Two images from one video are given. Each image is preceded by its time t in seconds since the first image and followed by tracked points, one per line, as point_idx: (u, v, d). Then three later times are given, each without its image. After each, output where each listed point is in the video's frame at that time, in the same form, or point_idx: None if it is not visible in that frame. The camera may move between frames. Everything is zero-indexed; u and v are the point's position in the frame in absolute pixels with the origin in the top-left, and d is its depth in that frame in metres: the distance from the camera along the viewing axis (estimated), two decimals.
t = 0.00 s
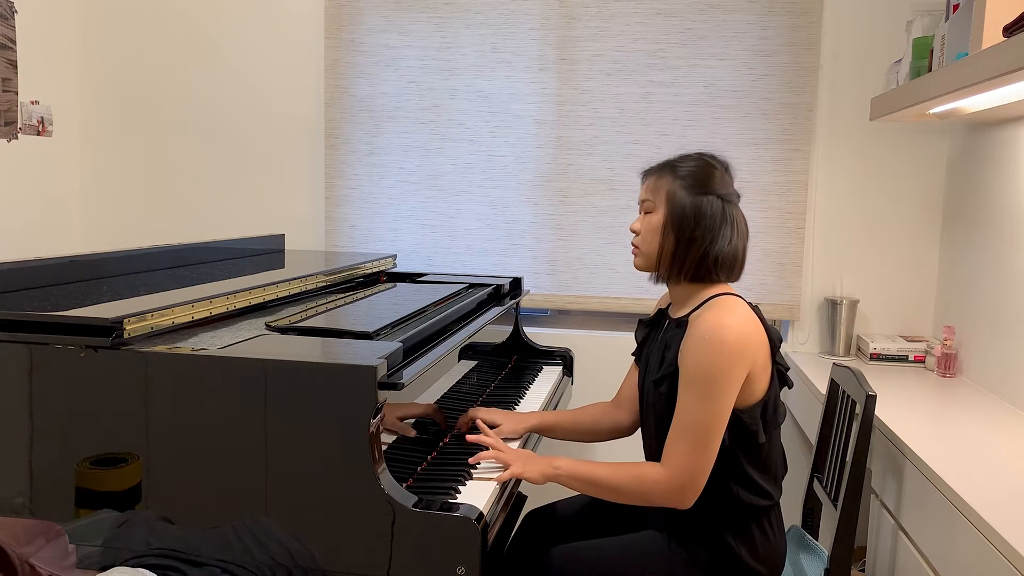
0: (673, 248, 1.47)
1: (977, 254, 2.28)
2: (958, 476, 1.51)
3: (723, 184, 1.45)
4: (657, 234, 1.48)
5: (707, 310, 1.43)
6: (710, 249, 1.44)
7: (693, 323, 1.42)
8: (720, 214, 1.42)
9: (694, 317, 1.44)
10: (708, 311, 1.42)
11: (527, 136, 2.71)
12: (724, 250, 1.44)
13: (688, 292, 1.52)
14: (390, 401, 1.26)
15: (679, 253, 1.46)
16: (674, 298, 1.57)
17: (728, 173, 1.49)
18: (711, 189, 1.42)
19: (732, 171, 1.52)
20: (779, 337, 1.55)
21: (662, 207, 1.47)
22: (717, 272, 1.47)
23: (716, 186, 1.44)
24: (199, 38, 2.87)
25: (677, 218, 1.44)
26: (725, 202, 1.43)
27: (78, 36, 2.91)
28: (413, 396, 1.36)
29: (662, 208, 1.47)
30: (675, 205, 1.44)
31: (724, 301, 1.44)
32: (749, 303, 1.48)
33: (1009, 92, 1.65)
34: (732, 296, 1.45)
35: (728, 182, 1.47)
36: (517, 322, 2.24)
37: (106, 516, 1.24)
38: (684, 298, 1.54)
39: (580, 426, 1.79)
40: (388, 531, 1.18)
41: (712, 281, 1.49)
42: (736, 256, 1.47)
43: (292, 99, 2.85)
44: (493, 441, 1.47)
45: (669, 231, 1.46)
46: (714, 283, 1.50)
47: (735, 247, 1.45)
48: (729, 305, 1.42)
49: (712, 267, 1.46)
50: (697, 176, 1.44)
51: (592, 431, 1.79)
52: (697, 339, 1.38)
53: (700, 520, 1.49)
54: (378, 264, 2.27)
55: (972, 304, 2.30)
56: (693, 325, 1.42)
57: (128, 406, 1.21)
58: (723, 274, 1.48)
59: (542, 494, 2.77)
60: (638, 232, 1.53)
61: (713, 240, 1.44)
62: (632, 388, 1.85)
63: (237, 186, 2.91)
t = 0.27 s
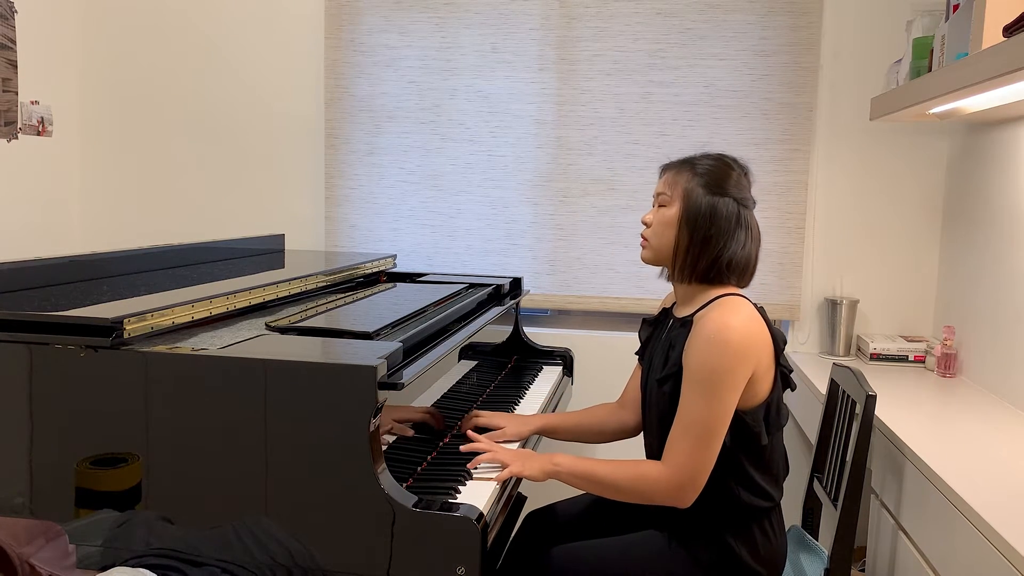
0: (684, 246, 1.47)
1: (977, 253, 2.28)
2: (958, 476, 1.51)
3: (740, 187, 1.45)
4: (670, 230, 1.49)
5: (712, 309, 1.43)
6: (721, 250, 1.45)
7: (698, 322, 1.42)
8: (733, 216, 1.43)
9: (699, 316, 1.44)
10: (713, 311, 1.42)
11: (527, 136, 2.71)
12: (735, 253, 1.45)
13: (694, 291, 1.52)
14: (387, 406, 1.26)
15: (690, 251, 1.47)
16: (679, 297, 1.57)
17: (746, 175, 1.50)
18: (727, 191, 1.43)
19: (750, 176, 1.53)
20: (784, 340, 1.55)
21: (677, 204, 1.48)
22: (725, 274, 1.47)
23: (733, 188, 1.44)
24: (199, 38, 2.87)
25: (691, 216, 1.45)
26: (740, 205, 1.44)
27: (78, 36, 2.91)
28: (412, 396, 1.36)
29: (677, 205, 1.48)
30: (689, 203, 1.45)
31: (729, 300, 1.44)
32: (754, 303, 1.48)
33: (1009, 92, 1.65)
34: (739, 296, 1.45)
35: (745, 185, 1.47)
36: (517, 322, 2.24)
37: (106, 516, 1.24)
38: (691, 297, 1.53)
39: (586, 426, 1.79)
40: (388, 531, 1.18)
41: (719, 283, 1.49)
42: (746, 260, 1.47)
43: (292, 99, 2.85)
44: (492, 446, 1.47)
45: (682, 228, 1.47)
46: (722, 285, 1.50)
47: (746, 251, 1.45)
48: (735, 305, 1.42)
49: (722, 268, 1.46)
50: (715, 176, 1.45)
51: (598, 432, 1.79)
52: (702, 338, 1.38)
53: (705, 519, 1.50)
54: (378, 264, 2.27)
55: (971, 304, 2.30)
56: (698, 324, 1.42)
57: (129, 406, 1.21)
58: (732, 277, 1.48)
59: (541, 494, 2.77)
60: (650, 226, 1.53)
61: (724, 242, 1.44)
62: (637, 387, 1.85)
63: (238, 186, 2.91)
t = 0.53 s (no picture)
0: (690, 244, 1.47)
1: (977, 253, 2.28)
2: (958, 476, 1.51)
3: (749, 189, 1.44)
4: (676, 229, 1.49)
5: (717, 310, 1.43)
6: (726, 251, 1.45)
7: (702, 323, 1.42)
8: (739, 218, 1.42)
9: (703, 317, 1.44)
10: (717, 311, 1.42)
11: (527, 136, 2.71)
12: (738, 255, 1.44)
13: (699, 291, 1.52)
14: (388, 404, 1.27)
15: (693, 251, 1.47)
16: (683, 296, 1.57)
17: (758, 178, 1.49)
18: (735, 192, 1.43)
19: (762, 179, 1.52)
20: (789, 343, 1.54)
21: (685, 203, 1.48)
22: (730, 275, 1.47)
23: (741, 190, 1.44)
24: (199, 38, 2.87)
25: (696, 216, 1.45)
26: (746, 207, 1.43)
27: (78, 36, 2.92)
28: (412, 396, 1.36)
29: (684, 204, 1.48)
30: (696, 202, 1.45)
31: (733, 302, 1.44)
32: (758, 305, 1.48)
33: (1010, 92, 1.65)
34: (743, 298, 1.45)
35: (755, 188, 1.47)
36: (517, 322, 2.24)
37: (106, 516, 1.24)
38: (696, 296, 1.53)
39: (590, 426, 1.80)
40: (388, 531, 1.18)
41: (724, 284, 1.49)
42: (752, 263, 1.47)
43: (292, 99, 2.85)
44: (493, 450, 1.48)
45: (687, 228, 1.47)
46: (725, 287, 1.50)
47: (750, 254, 1.45)
48: (739, 306, 1.42)
49: (724, 270, 1.46)
50: (724, 177, 1.44)
51: (602, 431, 1.80)
52: (705, 339, 1.39)
53: (704, 520, 1.50)
54: (378, 264, 2.27)
55: (971, 304, 2.30)
56: (702, 325, 1.42)
57: (129, 406, 1.21)
58: (735, 279, 1.48)
59: (541, 494, 2.77)
60: (658, 223, 1.54)
61: (730, 243, 1.44)
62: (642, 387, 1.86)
63: (238, 186, 2.91)
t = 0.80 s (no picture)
0: (692, 245, 1.47)
1: (977, 253, 2.28)
2: (958, 476, 1.51)
3: (754, 192, 1.44)
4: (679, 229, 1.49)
5: (721, 312, 1.43)
6: (729, 253, 1.44)
7: (706, 324, 1.43)
8: (741, 220, 1.42)
9: (707, 319, 1.45)
10: (721, 313, 1.42)
11: (527, 136, 2.71)
12: (739, 257, 1.44)
13: (701, 291, 1.52)
14: (390, 401, 1.27)
15: (695, 252, 1.47)
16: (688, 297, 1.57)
17: (766, 182, 1.48)
18: (739, 194, 1.42)
19: (772, 182, 1.51)
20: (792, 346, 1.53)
21: (690, 203, 1.48)
22: (732, 276, 1.47)
23: (746, 192, 1.43)
24: (199, 38, 2.87)
25: (699, 217, 1.45)
26: (750, 210, 1.42)
27: (78, 37, 2.92)
28: (413, 396, 1.36)
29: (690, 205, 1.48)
30: (700, 203, 1.45)
31: (737, 304, 1.44)
32: (763, 307, 1.48)
33: (1010, 92, 1.65)
34: (746, 301, 1.45)
35: (762, 191, 1.46)
36: (517, 322, 2.24)
37: (106, 516, 1.24)
38: (699, 296, 1.53)
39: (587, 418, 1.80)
40: (388, 530, 1.18)
41: (726, 286, 1.48)
42: (755, 266, 1.46)
43: (292, 99, 2.85)
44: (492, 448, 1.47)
45: (690, 228, 1.47)
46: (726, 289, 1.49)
47: (752, 257, 1.44)
48: (742, 308, 1.42)
49: (725, 271, 1.46)
50: (729, 179, 1.44)
51: (598, 423, 1.81)
52: (708, 340, 1.39)
53: (703, 519, 1.50)
54: (378, 264, 2.27)
55: (971, 304, 2.30)
56: (705, 327, 1.43)
57: (129, 406, 1.21)
58: (736, 281, 1.47)
59: (541, 493, 2.77)
60: (665, 222, 1.54)
61: (733, 244, 1.44)
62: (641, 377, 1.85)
63: (238, 186, 2.91)
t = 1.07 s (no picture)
0: (693, 244, 1.47)
1: (977, 253, 2.28)
2: (958, 476, 1.51)
3: (757, 192, 1.43)
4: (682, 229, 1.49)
5: (726, 313, 1.43)
6: (730, 253, 1.44)
7: (711, 325, 1.42)
8: (743, 220, 1.42)
9: (712, 319, 1.45)
10: (726, 314, 1.42)
11: (527, 136, 2.71)
12: (741, 257, 1.44)
13: (706, 292, 1.52)
14: (390, 401, 1.27)
15: (697, 252, 1.47)
16: (693, 298, 1.57)
17: (770, 182, 1.48)
18: (741, 194, 1.42)
19: (777, 183, 1.50)
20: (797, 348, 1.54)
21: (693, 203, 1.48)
22: (733, 278, 1.46)
23: (749, 192, 1.43)
24: (199, 38, 2.87)
25: (701, 217, 1.45)
26: (752, 210, 1.42)
27: (78, 37, 2.92)
28: (412, 395, 1.36)
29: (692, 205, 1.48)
30: (701, 203, 1.45)
31: (743, 305, 1.44)
32: (769, 310, 1.48)
33: (1010, 92, 1.65)
34: (751, 303, 1.45)
35: (766, 191, 1.46)
36: (517, 322, 2.24)
37: (105, 516, 1.24)
38: (703, 296, 1.53)
39: (585, 411, 1.81)
40: (388, 530, 1.18)
41: (728, 287, 1.48)
42: (758, 267, 1.46)
43: (292, 99, 2.85)
44: (491, 447, 1.47)
45: (692, 229, 1.47)
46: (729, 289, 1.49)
47: (754, 257, 1.44)
48: (747, 309, 1.42)
49: (727, 272, 1.45)
50: (732, 179, 1.44)
51: (596, 416, 1.81)
52: (713, 340, 1.39)
53: (704, 521, 1.50)
54: (378, 264, 2.27)
55: (971, 304, 2.30)
56: (711, 327, 1.42)
57: (129, 406, 1.21)
58: (739, 281, 1.47)
59: (541, 494, 2.77)
60: (668, 223, 1.54)
61: (734, 245, 1.43)
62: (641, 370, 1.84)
63: (238, 186, 2.91)
